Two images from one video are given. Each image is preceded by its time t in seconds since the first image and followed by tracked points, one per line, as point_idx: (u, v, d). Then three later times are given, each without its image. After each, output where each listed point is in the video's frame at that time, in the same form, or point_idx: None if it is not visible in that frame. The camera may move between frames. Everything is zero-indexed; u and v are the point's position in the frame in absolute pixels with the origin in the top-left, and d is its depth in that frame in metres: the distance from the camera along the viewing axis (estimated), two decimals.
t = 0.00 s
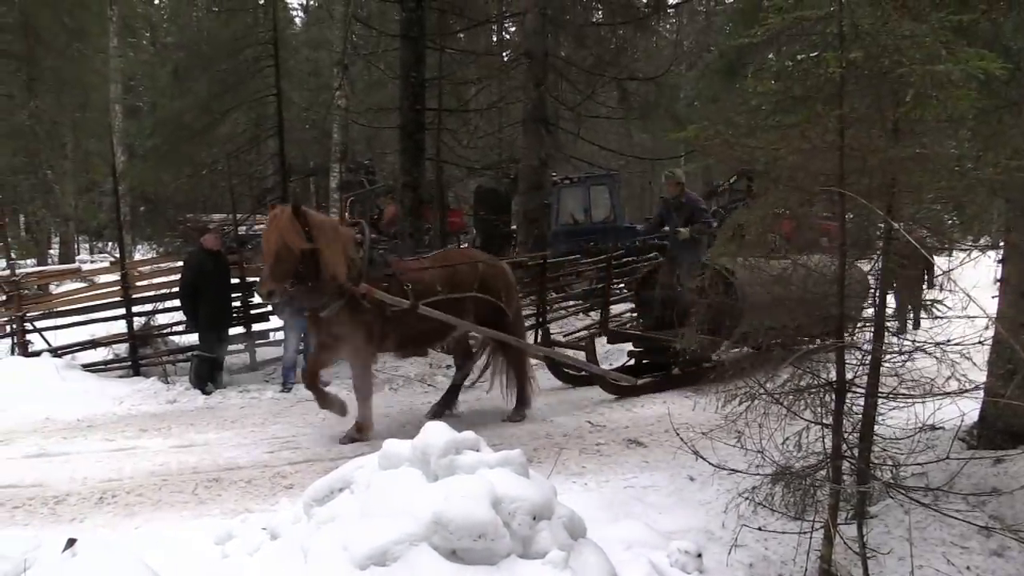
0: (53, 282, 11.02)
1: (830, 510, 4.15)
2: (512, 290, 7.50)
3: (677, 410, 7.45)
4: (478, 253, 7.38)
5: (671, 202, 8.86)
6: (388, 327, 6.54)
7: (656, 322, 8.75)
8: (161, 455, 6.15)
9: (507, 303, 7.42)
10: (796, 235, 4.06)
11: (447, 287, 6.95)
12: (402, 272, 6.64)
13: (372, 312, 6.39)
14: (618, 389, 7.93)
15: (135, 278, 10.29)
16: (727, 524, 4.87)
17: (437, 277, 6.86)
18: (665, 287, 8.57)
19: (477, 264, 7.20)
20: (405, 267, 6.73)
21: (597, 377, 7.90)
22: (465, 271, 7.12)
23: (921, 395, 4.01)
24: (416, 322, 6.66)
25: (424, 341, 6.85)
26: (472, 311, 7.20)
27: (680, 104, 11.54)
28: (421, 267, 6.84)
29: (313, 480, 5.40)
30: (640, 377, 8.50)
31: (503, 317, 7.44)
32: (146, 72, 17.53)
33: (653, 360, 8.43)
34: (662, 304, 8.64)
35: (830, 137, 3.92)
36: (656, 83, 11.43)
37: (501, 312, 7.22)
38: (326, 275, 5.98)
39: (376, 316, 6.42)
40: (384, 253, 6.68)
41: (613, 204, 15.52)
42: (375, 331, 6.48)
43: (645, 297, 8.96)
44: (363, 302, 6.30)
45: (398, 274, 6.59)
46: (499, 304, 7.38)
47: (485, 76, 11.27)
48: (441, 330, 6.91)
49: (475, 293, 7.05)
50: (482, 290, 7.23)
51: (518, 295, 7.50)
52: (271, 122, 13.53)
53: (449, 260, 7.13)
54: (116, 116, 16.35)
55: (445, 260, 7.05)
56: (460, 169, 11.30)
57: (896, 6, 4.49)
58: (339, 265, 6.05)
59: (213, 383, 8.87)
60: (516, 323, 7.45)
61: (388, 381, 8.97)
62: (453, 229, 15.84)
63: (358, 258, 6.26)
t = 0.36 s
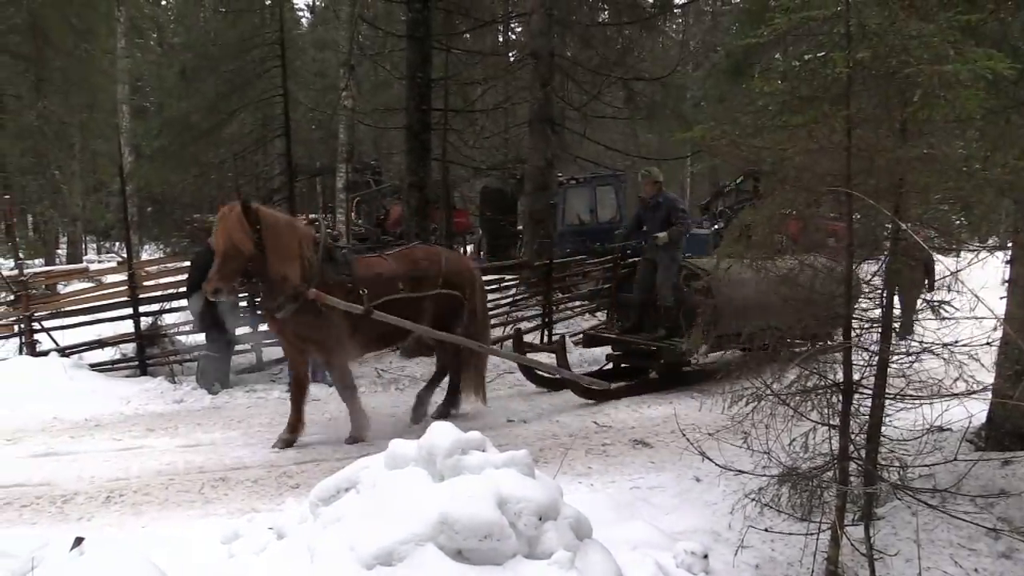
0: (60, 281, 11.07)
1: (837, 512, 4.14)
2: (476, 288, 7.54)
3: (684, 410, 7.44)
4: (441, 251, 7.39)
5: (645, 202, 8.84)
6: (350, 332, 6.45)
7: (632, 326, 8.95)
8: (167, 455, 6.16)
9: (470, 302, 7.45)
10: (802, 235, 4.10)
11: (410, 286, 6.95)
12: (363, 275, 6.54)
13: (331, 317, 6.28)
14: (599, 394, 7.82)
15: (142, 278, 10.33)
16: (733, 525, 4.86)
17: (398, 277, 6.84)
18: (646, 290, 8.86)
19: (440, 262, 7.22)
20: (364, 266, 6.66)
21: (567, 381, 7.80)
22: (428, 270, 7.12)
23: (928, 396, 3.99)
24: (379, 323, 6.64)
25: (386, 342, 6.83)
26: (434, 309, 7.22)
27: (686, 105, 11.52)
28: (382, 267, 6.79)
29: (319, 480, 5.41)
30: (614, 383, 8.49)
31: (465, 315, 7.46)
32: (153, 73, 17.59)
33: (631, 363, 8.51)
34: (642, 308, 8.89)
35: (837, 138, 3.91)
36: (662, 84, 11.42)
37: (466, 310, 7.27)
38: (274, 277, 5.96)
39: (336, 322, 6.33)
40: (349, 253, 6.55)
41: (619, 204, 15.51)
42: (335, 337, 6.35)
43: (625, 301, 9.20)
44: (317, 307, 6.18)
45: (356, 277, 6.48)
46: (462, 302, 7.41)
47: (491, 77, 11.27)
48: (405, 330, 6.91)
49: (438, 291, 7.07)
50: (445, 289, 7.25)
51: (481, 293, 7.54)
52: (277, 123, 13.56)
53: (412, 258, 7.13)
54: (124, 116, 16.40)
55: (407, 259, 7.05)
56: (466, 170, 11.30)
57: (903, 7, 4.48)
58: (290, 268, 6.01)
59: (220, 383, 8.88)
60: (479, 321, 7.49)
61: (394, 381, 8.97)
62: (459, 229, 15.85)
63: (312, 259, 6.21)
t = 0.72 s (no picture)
0: (65, 282, 11.12)
1: (840, 513, 4.14)
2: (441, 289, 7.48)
3: (687, 411, 7.44)
4: (402, 252, 7.35)
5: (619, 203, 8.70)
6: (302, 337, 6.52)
7: (608, 330, 8.82)
8: (170, 455, 6.16)
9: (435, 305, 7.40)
10: (805, 236, 4.11)
11: (366, 289, 6.95)
12: (313, 277, 6.59)
13: (278, 324, 6.37)
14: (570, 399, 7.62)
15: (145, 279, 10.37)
16: (737, 526, 4.85)
17: (354, 280, 6.85)
18: (621, 293, 8.72)
19: (399, 264, 7.19)
20: (316, 270, 6.70)
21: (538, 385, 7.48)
22: (386, 273, 7.10)
23: (932, 398, 3.98)
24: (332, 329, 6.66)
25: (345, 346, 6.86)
26: (395, 312, 7.21)
27: (689, 105, 11.51)
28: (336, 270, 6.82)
29: (322, 480, 5.41)
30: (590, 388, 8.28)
31: (429, 317, 7.42)
32: (157, 73, 17.63)
33: (608, 367, 8.32)
34: (618, 311, 8.78)
35: (840, 138, 3.91)
36: (665, 84, 11.40)
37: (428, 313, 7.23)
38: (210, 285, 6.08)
39: (283, 329, 6.41)
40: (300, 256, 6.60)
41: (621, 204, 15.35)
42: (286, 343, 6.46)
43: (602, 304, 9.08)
44: (264, 313, 6.29)
45: (306, 281, 6.53)
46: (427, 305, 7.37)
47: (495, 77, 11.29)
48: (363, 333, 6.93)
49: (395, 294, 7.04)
50: (405, 291, 7.23)
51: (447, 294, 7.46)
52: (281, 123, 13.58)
53: (370, 261, 7.10)
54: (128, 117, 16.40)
55: (365, 261, 7.05)
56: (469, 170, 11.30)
57: (907, 6, 4.48)
58: (225, 277, 6.11)
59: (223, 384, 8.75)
60: (445, 323, 7.44)
61: (397, 381, 9.07)
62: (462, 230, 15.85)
63: (252, 265, 6.33)
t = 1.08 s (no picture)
0: (65, 281, 11.12)
1: (841, 513, 4.14)
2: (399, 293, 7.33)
3: (687, 411, 7.44)
4: (358, 255, 7.20)
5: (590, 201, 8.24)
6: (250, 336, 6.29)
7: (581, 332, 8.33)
8: (170, 455, 6.16)
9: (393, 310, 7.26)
10: (805, 236, 4.11)
11: (320, 291, 6.76)
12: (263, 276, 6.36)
13: (225, 320, 6.12)
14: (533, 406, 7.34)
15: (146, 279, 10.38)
16: (737, 526, 4.85)
17: (308, 280, 6.67)
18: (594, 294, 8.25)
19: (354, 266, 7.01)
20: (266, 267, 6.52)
21: (502, 392, 7.41)
22: (341, 275, 6.94)
23: (933, 398, 3.98)
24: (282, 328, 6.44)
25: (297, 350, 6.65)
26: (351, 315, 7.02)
27: (690, 105, 11.50)
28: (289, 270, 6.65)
29: (322, 480, 5.42)
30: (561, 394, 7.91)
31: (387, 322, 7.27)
32: (157, 73, 17.63)
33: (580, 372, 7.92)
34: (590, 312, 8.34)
35: (841, 138, 3.92)
36: (666, 84, 11.40)
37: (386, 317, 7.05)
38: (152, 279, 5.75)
39: (231, 330, 6.17)
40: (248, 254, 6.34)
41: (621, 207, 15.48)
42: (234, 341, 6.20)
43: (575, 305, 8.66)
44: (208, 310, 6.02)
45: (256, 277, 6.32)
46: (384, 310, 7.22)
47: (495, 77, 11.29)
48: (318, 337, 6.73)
49: (350, 296, 6.86)
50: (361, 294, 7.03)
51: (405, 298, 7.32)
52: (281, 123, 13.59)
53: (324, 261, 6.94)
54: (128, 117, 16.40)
55: (319, 262, 6.88)
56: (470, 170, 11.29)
57: (907, 7, 4.48)
58: (168, 270, 5.80)
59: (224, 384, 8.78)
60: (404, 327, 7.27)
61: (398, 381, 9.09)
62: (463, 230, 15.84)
63: (196, 260, 6.01)
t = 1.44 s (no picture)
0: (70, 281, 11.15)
1: (846, 514, 4.13)
2: (352, 293, 7.20)
3: (691, 412, 7.43)
4: (309, 255, 7.05)
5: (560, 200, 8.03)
6: (201, 341, 6.15)
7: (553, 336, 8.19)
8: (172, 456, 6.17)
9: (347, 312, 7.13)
10: (809, 236, 4.10)
11: (268, 292, 6.62)
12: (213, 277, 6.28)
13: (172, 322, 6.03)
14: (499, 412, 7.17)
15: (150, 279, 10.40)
16: (742, 527, 4.84)
17: (257, 280, 6.54)
18: (565, 297, 8.09)
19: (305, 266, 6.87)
20: (215, 269, 6.38)
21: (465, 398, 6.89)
22: (292, 275, 6.79)
23: (938, 399, 3.97)
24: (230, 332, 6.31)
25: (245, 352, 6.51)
26: (302, 316, 6.87)
27: (694, 105, 11.49)
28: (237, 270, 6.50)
29: (326, 480, 5.42)
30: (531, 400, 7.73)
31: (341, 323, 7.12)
32: (162, 74, 17.68)
33: (553, 377, 7.79)
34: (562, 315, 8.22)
35: (845, 139, 3.91)
36: (669, 84, 11.38)
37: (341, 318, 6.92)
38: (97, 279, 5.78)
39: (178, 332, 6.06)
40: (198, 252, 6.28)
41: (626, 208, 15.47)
42: (184, 344, 6.08)
43: (548, 308, 8.49)
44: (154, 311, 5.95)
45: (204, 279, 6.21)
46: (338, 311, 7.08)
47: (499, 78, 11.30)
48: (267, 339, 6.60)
49: (300, 297, 6.71)
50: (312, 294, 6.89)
51: (360, 298, 7.19)
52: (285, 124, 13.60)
53: (275, 261, 6.81)
54: (133, 117, 16.44)
55: (270, 262, 6.76)
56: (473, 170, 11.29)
57: (912, 6, 4.47)
58: (114, 270, 5.83)
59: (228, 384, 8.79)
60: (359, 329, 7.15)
61: (401, 381, 9.09)
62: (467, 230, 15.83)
63: (144, 259, 6.01)
